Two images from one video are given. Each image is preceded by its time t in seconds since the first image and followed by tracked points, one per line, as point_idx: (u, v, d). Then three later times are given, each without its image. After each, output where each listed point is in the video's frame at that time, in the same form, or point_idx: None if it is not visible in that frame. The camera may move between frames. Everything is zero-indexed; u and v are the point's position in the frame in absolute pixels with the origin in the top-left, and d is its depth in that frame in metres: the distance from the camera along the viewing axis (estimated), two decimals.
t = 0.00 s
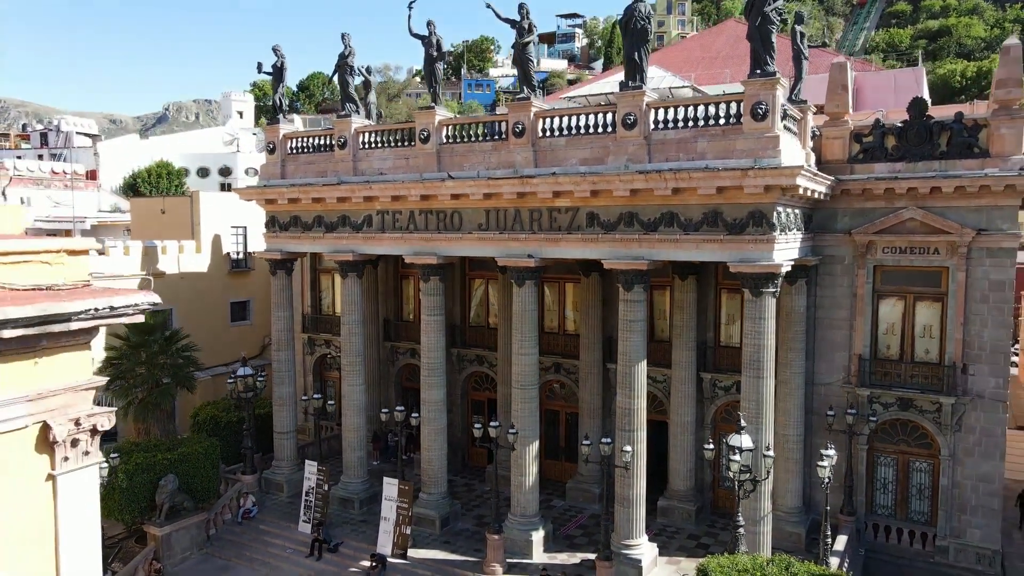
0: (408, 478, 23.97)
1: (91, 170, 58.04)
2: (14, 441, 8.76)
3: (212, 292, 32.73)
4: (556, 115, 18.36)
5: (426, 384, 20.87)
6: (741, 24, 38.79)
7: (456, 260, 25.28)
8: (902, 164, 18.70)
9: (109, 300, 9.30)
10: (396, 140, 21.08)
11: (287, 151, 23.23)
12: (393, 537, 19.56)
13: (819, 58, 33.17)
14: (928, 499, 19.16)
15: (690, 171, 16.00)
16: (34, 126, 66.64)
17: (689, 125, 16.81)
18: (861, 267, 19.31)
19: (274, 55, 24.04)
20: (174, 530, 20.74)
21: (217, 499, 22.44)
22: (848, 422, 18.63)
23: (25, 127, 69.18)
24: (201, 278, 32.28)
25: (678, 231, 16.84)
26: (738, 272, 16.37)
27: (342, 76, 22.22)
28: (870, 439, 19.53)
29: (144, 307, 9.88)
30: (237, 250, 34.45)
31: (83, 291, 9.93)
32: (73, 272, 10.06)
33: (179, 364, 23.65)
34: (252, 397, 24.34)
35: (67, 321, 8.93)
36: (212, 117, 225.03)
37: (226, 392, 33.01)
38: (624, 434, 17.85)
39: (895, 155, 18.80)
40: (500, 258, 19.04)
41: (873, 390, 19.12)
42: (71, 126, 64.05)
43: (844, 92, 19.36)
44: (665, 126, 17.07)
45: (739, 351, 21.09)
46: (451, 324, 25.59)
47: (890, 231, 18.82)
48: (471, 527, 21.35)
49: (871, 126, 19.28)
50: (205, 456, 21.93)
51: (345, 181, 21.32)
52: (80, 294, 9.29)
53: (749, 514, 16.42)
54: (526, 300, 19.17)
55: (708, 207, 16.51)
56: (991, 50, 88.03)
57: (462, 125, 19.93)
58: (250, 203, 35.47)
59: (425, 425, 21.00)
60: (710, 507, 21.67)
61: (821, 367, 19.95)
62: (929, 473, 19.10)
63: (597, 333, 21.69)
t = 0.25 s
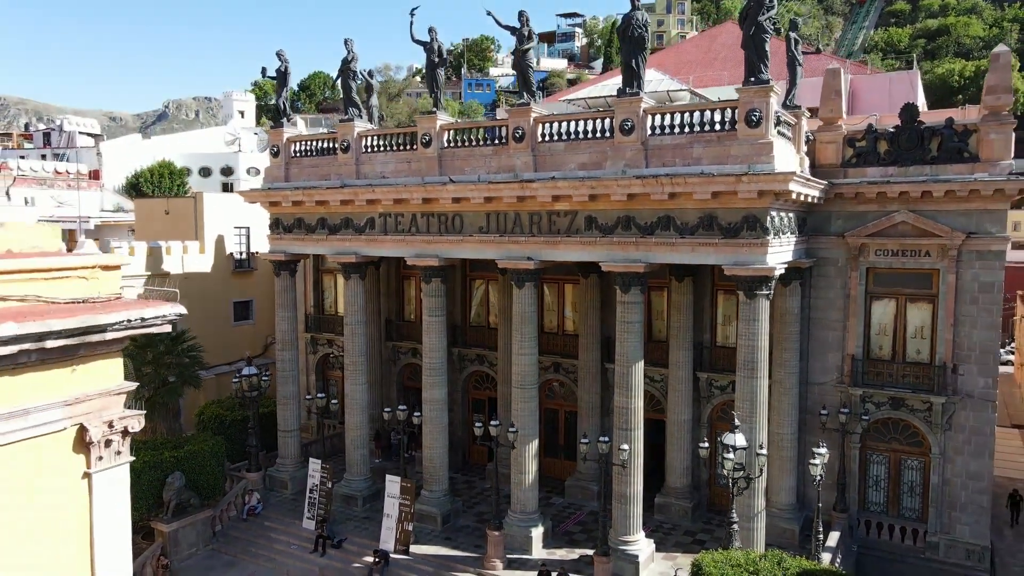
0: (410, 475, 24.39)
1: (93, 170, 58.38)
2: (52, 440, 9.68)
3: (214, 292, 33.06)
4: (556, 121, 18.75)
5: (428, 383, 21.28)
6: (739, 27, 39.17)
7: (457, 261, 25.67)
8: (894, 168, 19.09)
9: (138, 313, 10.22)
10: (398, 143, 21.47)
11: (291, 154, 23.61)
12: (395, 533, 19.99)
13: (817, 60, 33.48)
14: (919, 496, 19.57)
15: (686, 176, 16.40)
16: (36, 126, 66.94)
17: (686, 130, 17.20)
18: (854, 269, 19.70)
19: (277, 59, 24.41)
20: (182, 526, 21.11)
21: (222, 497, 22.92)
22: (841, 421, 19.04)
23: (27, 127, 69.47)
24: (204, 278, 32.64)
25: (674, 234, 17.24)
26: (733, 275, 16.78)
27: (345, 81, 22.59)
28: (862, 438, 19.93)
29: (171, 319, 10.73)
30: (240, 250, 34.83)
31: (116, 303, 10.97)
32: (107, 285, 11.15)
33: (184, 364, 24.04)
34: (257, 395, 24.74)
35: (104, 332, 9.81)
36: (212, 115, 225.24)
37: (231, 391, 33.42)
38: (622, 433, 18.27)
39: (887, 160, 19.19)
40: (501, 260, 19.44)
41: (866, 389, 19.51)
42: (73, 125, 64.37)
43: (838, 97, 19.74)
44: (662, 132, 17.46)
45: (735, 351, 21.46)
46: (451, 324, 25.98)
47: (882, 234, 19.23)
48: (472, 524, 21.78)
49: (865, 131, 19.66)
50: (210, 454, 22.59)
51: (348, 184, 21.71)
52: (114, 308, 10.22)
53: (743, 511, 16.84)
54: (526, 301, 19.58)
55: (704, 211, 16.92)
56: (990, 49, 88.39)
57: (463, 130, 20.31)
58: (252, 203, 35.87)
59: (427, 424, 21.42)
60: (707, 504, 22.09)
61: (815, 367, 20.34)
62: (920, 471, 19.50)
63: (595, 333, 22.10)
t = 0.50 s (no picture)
0: (412, 473, 24.82)
1: (96, 169, 58.72)
2: (88, 442, 10.03)
3: (217, 291, 33.37)
4: (555, 126, 19.15)
5: (429, 383, 21.70)
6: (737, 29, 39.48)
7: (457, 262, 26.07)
8: (885, 172, 19.49)
9: (166, 323, 10.58)
10: (400, 147, 21.86)
11: (295, 158, 24.01)
12: (398, 529, 20.40)
13: (814, 62, 33.89)
14: (910, 493, 19.99)
15: (682, 181, 16.80)
16: (38, 125, 67.25)
17: (682, 136, 17.59)
18: (847, 271, 20.10)
19: (281, 63, 24.79)
20: (188, 522, 21.61)
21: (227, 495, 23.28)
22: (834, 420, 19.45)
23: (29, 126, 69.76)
24: (207, 278, 33.00)
25: (670, 238, 17.65)
26: (728, 278, 17.20)
27: (348, 85, 22.99)
28: (855, 436, 20.35)
29: (193, 327, 11.05)
30: (244, 250, 35.21)
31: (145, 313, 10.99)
32: (138, 297, 11.09)
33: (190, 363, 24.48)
34: (261, 394, 25.14)
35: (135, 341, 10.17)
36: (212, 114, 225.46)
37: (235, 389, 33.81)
38: (620, 431, 18.69)
39: (879, 164, 19.59)
40: (501, 263, 19.83)
41: (858, 389, 19.93)
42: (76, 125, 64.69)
43: (831, 103, 20.13)
44: (658, 137, 17.85)
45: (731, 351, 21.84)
46: (452, 324, 26.39)
47: (875, 236, 19.63)
48: (472, 520, 22.21)
49: (858, 135, 20.05)
50: (216, 452, 22.95)
51: (351, 188, 22.12)
52: (142, 317, 10.59)
53: (737, 507, 17.28)
54: (526, 303, 19.99)
55: (699, 215, 17.32)
56: (988, 48, 88.94)
57: (464, 134, 20.71)
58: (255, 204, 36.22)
59: (428, 422, 21.84)
60: (703, 501, 22.50)
61: (809, 367, 20.75)
62: (911, 468, 19.91)
63: (594, 334, 22.51)
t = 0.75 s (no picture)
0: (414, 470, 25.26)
1: (98, 169, 59.03)
2: (115, 445, 9.82)
3: (220, 290, 33.80)
4: (554, 131, 19.53)
5: (431, 382, 22.11)
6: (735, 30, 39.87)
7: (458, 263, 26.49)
8: (878, 176, 19.89)
9: (190, 330, 10.36)
10: (402, 151, 22.25)
11: (298, 160, 24.39)
12: (400, 526, 20.81)
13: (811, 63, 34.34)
14: (902, 490, 20.40)
15: (678, 186, 17.21)
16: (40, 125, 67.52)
17: (678, 141, 17.99)
18: (841, 272, 20.49)
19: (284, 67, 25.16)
20: (194, 519, 22.03)
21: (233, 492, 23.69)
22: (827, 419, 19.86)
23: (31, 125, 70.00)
24: (211, 278, 33.41)
25: (666, 241, 18.06)
26: (722, 280, 17.62)
27: (350, 90, 23.37)
28: (848, 434, 20.75)
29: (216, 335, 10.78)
30: (246, 250, 35.60)
31: (171, 323, 10.67)
32: (162, 306, 10.84)
33: (194, 363, 24.90)
34: (265, 393, 25.56)
35: (160, 350, 9.99)
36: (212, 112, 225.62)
37: (239, 388, 34.23)
38: (617, 430, 19.11)
39: (872, 168, 19.99)
40: (501, 264, 20.24)
41: (851, 388, 20.33)
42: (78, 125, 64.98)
43: (825, 107, 20.51)
44: (655, 143, 18.25)
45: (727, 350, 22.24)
46: (453, 324, 26.81)
47: (867, 239, 20.03)
48: (473, 517, 22.65)
49: (851, 140, 20.44)
50: (221, 450, 23.33)
51: (354, 191, 22.53)
52: (167, 326, 10.38)
53: (731, 504, 17.71)
54: (526, 304, 20.40)
55: (695, 219, 17.73)
56: (986, 47, 89.68)
57: (465, 138, 21.09)
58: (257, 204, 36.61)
59: (430, 420, 22.24)
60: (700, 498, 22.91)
61: (803, 366, 21.15)
62: (903, 466, 20.33)
63: (592, 333, 22.93)
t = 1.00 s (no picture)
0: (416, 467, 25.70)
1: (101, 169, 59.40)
2: (133, 445, 9.97)
3: (224, 290, 34.22)
4: (553, 135, 19.92)
5: (432, 381, 22.51)
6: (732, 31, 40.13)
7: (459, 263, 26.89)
8: (871, 179, 20.30)
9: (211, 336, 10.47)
10: (404, 154, 22.62)
11: (301, 163, 24.79)
12: (402, 522, 21.22)
13: (808, 65, 34.73)
14: (895, 487, 20.80)
15: (675, 190, 17.61)
16: (43, 124, 67.83)
17: (675, 145, 18.38)
18: (834, 273, 20.89)
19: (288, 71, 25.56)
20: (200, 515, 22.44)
21: (238, 489, 24.10)
22: (821, 418, 20.26)
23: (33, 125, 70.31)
24: (215, 277, 33.81)
25: (663, 243, 18.45)
26: (718, 282, 18.03)
27: (353, 93, 23.77)
28: (842, 433, 21.16)
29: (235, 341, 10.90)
30: (249, 250, 35.98)
31: (192, 330, 10.77)
32: (183, 313, 10.93)
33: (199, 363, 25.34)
34: (269, 391, 25.96)
35: (182, 356, 10.10)
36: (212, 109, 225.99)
37: (243, 386, 34.62)
38: (616, 428, 19.52)
39: (865, 171, 20.39)
40: (501, 266, 20.64)
41: (844, 387, 20.74)
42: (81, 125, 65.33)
43: (819, 112, 20.90)
44: (652, 147, 18.64)
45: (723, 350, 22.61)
46: (454, 324, 27.22)
47: (860, 241, 20.41)
48: (474, 513, 23.08)
49: (845, 143, 20.83)
50: (226, 448, 23.73)
51: (357, 193, 22.93)
52: (189, 332, 10.50)
53: (726, 501, 18.15)
54: (526, 305, 20.81)
55: (691, 222, 18.13)
56: (984, 46, 90.31)
57: (466, 142, 21.48)
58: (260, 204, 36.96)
59: (432, 419, 22.65)
60: (696, 495, 23.31)
61: (798, 366, 21.55)
62: (895, 463, 20.73)
63: (591, 333, 23.34)
